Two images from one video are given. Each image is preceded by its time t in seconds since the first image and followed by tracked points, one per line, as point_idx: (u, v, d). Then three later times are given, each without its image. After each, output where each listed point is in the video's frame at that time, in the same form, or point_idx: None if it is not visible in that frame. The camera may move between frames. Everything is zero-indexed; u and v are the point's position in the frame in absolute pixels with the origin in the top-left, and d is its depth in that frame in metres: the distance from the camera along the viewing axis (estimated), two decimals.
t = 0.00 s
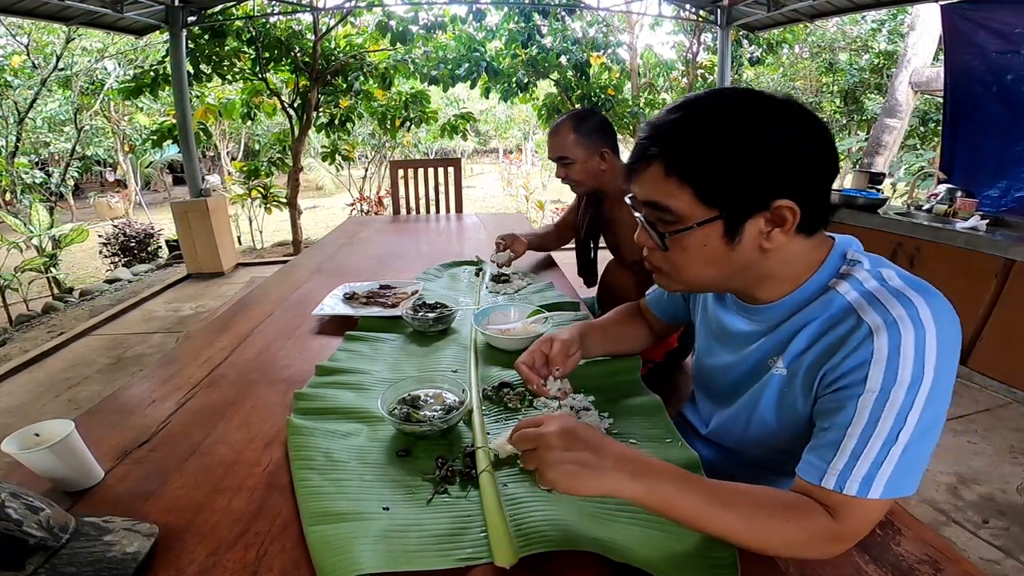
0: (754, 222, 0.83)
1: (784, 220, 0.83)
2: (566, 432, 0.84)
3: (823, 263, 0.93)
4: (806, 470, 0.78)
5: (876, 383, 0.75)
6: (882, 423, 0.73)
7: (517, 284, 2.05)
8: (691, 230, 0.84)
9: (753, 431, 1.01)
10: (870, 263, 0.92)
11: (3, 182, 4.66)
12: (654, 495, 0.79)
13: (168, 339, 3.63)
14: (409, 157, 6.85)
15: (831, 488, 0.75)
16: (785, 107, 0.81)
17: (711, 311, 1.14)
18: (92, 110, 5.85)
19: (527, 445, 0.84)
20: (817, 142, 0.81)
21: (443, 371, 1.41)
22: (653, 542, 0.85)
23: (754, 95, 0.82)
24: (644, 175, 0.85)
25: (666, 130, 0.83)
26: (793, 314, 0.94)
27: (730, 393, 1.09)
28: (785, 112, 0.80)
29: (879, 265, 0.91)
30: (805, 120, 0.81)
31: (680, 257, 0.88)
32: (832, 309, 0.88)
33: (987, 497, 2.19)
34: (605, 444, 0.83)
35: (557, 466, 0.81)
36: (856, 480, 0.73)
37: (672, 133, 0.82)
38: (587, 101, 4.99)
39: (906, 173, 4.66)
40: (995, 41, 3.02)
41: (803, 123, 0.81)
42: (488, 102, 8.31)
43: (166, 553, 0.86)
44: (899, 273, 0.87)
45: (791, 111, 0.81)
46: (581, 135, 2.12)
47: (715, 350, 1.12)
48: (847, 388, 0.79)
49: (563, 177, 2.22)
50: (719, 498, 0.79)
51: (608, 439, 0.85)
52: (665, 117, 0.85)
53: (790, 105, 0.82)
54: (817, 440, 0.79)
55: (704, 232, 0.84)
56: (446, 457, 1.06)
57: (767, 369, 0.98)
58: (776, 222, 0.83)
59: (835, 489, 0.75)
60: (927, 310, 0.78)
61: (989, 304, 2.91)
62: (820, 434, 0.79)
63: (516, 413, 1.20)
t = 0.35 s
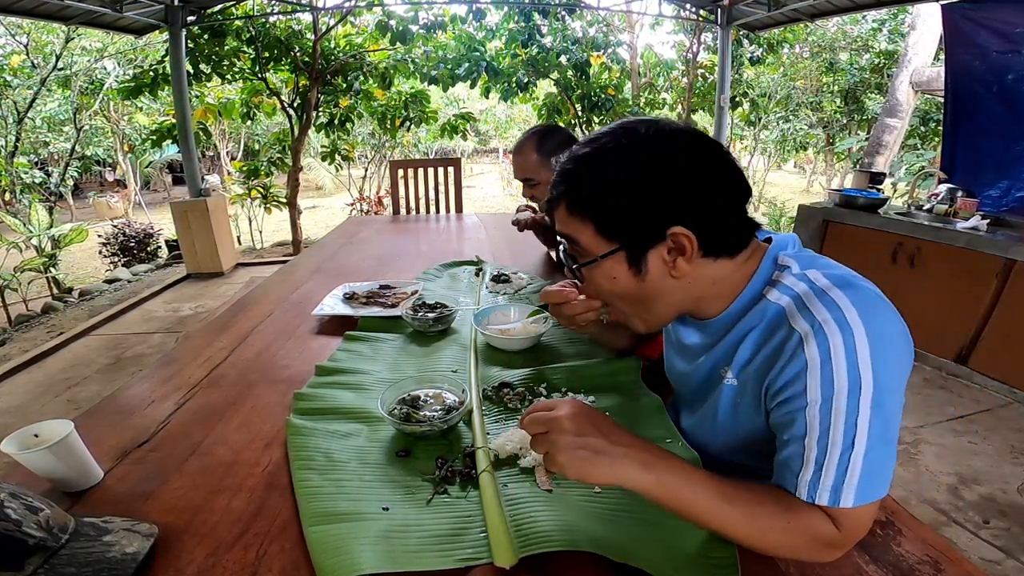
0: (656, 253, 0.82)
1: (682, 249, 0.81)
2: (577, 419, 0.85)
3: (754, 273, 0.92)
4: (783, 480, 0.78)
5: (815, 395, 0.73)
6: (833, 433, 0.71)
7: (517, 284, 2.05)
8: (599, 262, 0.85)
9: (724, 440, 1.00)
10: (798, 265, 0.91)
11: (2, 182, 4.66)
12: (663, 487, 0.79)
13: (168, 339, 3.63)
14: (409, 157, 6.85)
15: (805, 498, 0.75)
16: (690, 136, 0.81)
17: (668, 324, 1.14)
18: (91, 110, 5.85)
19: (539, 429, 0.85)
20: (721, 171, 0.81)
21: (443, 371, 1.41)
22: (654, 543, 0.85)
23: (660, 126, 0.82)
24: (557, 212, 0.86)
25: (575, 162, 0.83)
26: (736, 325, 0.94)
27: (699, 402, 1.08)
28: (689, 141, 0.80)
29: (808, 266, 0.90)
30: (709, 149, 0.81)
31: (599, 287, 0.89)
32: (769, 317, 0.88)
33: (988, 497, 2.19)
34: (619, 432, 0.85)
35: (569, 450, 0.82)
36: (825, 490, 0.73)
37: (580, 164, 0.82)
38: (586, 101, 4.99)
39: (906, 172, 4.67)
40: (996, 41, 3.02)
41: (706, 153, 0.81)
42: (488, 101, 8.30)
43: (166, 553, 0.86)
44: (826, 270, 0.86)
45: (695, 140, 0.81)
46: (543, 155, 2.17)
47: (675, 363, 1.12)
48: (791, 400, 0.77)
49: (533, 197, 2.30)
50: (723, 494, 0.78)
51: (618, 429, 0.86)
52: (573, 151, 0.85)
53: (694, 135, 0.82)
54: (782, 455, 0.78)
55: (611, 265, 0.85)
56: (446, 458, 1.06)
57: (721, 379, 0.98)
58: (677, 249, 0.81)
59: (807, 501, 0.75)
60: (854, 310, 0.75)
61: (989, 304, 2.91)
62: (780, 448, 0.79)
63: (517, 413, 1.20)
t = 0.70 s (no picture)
0: (653, 255, 0.83)
1: (682, 254, 0.82)
2: (575, 420, 0.85)
3: (758, 274, 0.93)
4: (786, 481, 0.77)
5: (821, 393, 0.73)
6: (838, 432, 0.71)
7: (517, 284, 2.04)
8: (597, 262, 0.87)
9: (726, 440, 1.00)
10: (804, 265, 0.91)
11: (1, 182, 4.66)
12: (660, 488, 0.79)
13: (167, 339, 3.62)
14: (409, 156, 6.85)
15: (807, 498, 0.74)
16: (699, 136, 0.80)
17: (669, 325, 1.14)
18: (90, 109, 5.84)
19: (536, 431, 0.85)
20: (728, 174, 0.80)
21: (443, 371, 1.41)
22: (653, 543, 0.85)
23: (670, 125, 0.81)
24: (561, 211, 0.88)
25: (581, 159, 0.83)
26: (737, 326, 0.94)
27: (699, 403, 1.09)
28: (696, 143, 0.79)
29: (813, 267, 0.91)
30: (716, 151, 0.80)
31: (597, 285, 0.91)
32: (773, 317, 0.88)
33: (988, 498, 2.18)
34: (615, 432, 0.85)
35: (567, 453, 0.81)
36: (828, 490, 0.72)
37: (585, 162, 0.82)
38: (586, 101, 4.99)
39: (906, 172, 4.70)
40: (997, 40, 3.01)
41: (712, 155, 0.79)
42: (488, 101, 8.30)
43: (166, 554, 0.86)
44: (831, 271, 0.87)
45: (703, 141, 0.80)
46: (515, 171, 2.20)
47: (676, 363, 1.12)
48: (795, 398, 0.77)
49: (513, 210, 2.35)
50: (723, 494, 0.78)
51: (616, 429, 0.87)
52: (578, 147, 0.86)
53: (703, 136, 0.81)
54: (783, 455, 0.78)
55: (611, 264, 0.86)
56: (445, 458, 1.05)
57: (722, 380, 0.98)
58: (674, 254, 0.82)
59: (810, 500, 0.74)
60: (860, 310, 0.76)
61: (990, 305, 2.90)
62: (782, 448, 0.79)
63: (516, 413, 1.20)
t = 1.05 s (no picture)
0: (699, 230, 0.83)
1: (729, 235, 0.82)
2: (574, 422, 0.84)
3: (802, 267, 0.92)
4: (800, 480, 0.76)
5: (858, 388, 0.73)
6: (869, 428, 0.71)
7: (517, 284, 2.04)
8: (639, 224, 0.88)
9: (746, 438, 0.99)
10: (851, 262, 0.90)
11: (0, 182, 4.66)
12: (659, 491, 0.78)
13: (167, 339, 3.62)
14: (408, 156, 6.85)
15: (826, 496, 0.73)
16: (773, 116, 0.79)
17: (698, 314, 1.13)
18: (90, 109, 5.84)
19: (535, 433, 0.84)
20: (790, 159, 0.78)
21: (443, 371, 1.40)
22: (653, 543, 0.84)
23: (738, 98, 0.80)
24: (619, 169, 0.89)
25: (653, 121, 0.84)
26: (772, 317, 0.93)
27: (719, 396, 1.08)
28: (767, 122, 0.78)
29: (860, 264, 0.89)
30: (786, 134, 0.78)
31: (638, 248, 0.91)
32: (812, 311, 0.87)
33: (989, 498, 2.18)
34: (613, 437, 0.83)
35: (565, 456, 0.80)
36: (849, 488, 0.72)
37: (657, 126, 0.83)
38: (586, 100, 4.99)
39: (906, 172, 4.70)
40: (997, 40, 3.01)
41: (762, 137, 0.77)
42: (488, 101, 8.29)
43: (166, 554, 0.86)
44: (879, 272, 0.86)
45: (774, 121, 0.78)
46: (508, 179, 2.11)
47: (701, 355, 1.11)
48: (831, 393, 0.77)
49: (507, 221, 2.24)
50: (722, 496, 0.78)
51: (614, 431, 0.85)
52: (651, 110, 0.86)
53: (780, 117, 0.79)
54: (806, 450, 0.77)
55: (652, 229, 0.87)
56: (445, 458, 1.05)
57: (749, 372, 0.97)
58: (721, 233, 0.83)
59: (829, 498, 0.73)
60: (907, 310, 0.75)
61: (992, 304, 2.89)
62: (806, 441, 0.78)
63: (517, 413, 1.19)
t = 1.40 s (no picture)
0: (801, 217, 0.81)
1: (834, 219, 0.80)
2: (567, 431, 0.83)
3: (854, 264, 0.90)
4: (820, 474, 0.76)
5: (902, 387, 0.73)
6: (905, 428, 0.71)
7: (517, 284, 2.04)
8: (737, 215, 0.82)
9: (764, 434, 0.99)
10: (904, 265, 0.89)
11: None
12: (653, 497, 0.77)
13: (166, 339, 3.62)
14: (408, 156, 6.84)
15: (845, 491, 0.73)
16: (790, 103, 0.76)
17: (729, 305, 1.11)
18: (89, 109, 5.84)
19: (529, 442, 0.82)
20: (795, 149, 0.75)
21: (443, 372, 1.40)
22: (654, 543, 0.84)
23: (783, 85, 0.79)
24: (693, 151, 0.83)
25: (717, 108, 0.82)
26: (816, 314, 0.92)
27: (741, 390, 1.07)
28: (781, 109, 0.76)
29: (914, 268, 0.88)
30: (814, 123, 0.75)
31: (717, 243, 0.87)
32: (862, 310, 0.86)
33: (990, 499, 2.18)
34: (606, 445, 0.82)
35: (558, 465, 0.79)
36: (872, 484, 0.72)
37: (719, 113, 0.81)
38: (587, 100, 4.98)
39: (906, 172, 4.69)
40: (998, 39, 3.00)
41: (751, 129, 0.77)
42: (488, 100, 8.29)
43: (165, 555, 0.86)
44: (934, 278, 0.85)
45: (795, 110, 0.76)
46: (521, 169, 2.08)
47: (729, 348, 1.10)
48: (873, 390, 0.76)
49: (517, 209, 2.22)
50: (716, 498, 0.78)
51: (607, 438, 0.84)
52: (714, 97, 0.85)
53: (824, 106, 0.76)
54: (831, 443, 0.77)
55: (748, 220, 0.82)
56: (445, 459, 1.05)
57: (782, 367, 0.97)
58: (824, 220, 0.81)
59: (849, 493, 0.73)
60: (961, 316, 0.75)
61: (992, 306, 2.88)
62: (836, 434, 0.78)
63: (517, 413, 1.19)
